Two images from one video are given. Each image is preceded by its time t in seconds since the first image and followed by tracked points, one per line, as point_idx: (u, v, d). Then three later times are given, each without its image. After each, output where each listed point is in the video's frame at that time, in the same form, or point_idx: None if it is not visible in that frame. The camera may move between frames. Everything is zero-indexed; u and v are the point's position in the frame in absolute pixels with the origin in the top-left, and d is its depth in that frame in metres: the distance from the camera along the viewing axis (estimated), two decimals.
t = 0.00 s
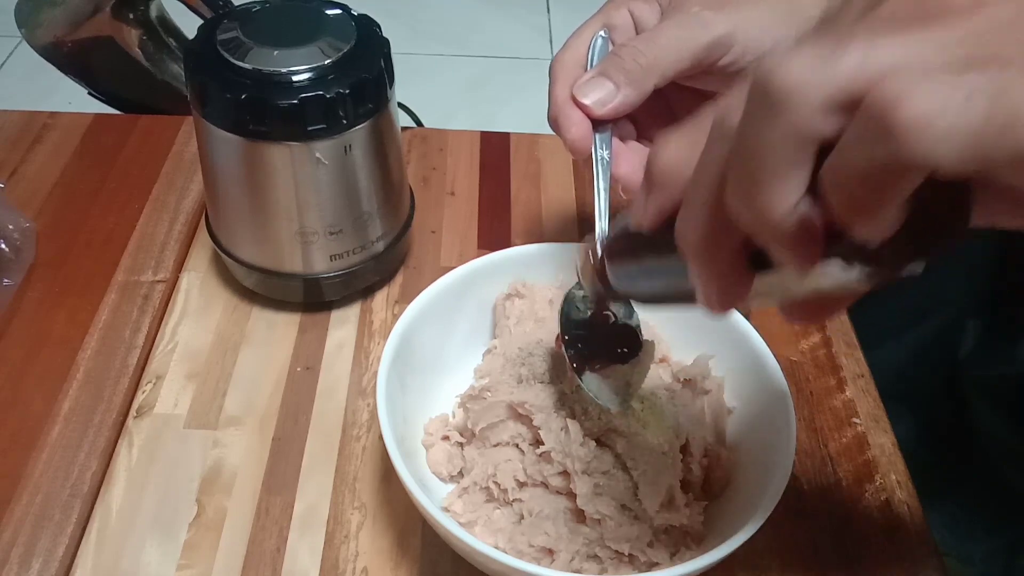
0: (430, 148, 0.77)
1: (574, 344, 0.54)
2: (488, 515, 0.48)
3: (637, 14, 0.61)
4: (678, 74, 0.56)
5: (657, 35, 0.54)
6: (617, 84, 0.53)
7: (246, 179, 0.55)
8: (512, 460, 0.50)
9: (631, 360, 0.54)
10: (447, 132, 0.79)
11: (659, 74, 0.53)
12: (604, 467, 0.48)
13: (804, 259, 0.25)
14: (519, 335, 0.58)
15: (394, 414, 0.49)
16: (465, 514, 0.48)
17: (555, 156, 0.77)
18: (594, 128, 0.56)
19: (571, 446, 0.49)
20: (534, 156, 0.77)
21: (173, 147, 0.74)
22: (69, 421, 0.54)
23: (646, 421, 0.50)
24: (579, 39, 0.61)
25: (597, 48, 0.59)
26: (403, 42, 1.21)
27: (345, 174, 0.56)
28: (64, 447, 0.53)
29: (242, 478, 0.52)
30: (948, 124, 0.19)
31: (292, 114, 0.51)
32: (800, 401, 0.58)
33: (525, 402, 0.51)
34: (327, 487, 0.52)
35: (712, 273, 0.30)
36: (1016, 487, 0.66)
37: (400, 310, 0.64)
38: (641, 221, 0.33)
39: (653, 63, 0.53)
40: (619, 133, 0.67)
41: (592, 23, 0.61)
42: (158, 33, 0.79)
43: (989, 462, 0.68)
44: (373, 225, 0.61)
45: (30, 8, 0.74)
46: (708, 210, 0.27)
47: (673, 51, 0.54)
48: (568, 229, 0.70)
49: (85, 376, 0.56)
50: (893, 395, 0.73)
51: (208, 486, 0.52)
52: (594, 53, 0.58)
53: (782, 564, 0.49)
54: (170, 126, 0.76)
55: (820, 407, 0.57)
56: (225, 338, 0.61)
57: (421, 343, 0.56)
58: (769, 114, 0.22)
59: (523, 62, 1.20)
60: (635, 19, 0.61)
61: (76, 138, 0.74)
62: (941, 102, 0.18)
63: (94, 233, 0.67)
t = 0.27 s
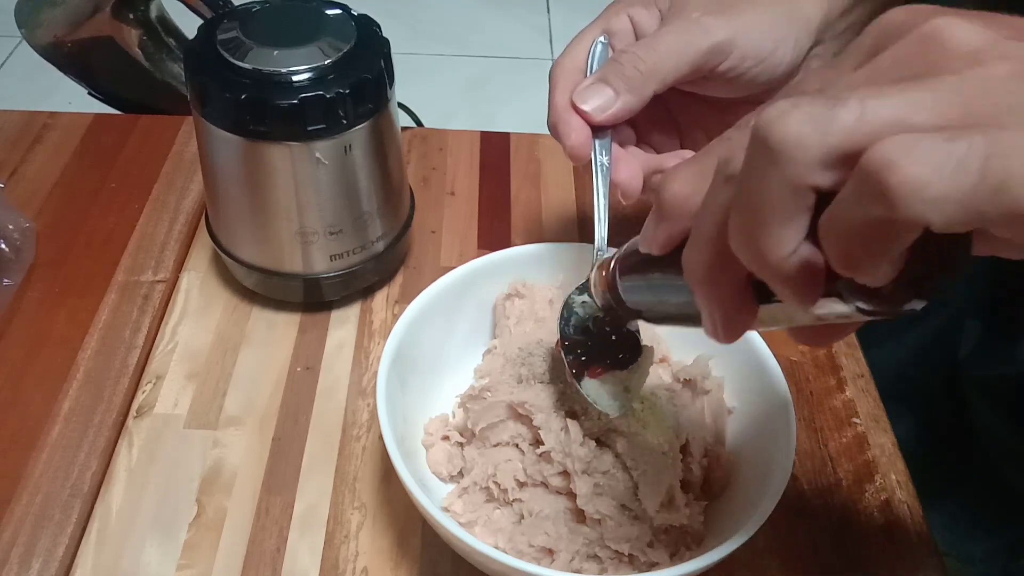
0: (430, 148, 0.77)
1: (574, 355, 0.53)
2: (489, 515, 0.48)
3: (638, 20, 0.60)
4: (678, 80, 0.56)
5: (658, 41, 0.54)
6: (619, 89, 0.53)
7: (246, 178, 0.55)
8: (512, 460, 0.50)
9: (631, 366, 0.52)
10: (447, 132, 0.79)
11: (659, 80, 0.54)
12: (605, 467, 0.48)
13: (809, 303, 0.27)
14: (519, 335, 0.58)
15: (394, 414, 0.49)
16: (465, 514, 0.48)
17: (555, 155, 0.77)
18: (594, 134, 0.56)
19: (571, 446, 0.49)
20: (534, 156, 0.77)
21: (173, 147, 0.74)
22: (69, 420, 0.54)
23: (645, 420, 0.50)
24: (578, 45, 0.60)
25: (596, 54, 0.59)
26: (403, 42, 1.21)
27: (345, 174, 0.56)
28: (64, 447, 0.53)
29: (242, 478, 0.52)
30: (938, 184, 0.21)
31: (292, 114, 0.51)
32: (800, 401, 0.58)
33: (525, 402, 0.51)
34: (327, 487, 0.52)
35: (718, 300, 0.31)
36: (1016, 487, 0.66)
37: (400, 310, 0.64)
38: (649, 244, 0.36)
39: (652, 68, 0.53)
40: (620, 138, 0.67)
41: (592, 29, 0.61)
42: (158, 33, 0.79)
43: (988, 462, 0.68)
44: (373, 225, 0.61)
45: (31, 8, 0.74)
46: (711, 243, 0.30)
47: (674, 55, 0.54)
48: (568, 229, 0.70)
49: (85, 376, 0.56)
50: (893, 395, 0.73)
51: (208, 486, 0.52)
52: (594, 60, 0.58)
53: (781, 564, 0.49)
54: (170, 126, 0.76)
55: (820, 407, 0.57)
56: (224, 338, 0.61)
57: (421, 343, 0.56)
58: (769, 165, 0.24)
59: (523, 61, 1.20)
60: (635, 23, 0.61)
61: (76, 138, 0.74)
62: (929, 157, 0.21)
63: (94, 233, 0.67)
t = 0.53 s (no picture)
0: (430, 149, 0.77)
1: (574, 351, 0.53)
2: (489, 515, 0.48)
3: (638, 18, 0.60)
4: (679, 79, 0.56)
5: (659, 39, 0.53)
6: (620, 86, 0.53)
7: (246, 178, 0.55)
8: (512, 460, 0.50)
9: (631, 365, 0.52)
10: (447, 132, 0.79)
11: (660, 78, 0.53)
12: (605, 467, 0.48)
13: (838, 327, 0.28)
14: (519, 334, 0.58)
15: (394, 414, 0.49)
16: (465, 514, 0.48)
17: (555, 155, 0.77)
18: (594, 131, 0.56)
19: (571, 446, 0.49)
20: (534, 157, 0.77)
21: (173, 147, 0.74)
22: (69, 421, 0.54)
23: (645, 420, 0.50)
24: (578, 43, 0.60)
25: (597, 52, 0.59)
26: (403, 42, 1.21)
27: (345, 174, 0.56)
28: (64, 447, 0.53)
29: (242, 478, 0.52)
30: (982, 233, 0.21)
31: (292, 114, 0.51)
32: (800, 401, 0.58)
33: (525, 402, 0.51)
34: (327, 487, 0.52)
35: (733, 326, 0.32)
36: (1016, 487, 0.66)
37: (400, 310, 0.64)
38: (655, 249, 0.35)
39: (654, 66, 0.52)
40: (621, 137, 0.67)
41: (593, 27, 0.61)
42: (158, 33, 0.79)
43: (988, 462, 0.68)
44: (373, 225, 0.61)
45: (30, 8, 0.74)
46: (739, 271, 0.30)
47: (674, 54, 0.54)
48: (568, 229, 0.70)
49: (84, 376, 0.56)
50: (893, 396, 0.73)
51: (208, 486, 0.52)
52: (595, 57, 0.58)
53: (781, 564, 0.49)
54: (170, 126, 0.76)
55: (820, 407, 0.57)
56: (224, 338, 0.61)
57: (420, 343, 0.56)
58: (806, 197, 0.25)
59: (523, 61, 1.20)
60: (636, 22, 0.61)
61: (76, 138, 0.74)
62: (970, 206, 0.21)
63: (94, 233, 0.67)
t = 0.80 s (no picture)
0: (430, 148, 0.77)
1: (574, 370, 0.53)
2: (489, 516, 0.48)
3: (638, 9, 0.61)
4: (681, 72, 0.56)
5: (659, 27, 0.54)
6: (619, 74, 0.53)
7: (246, 178, 0.55)
8: (512, 460, 0.50)
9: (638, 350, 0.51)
10: (448, 132, 0.79)
11: (659, 66, 0.54)
12: (605, 467, 0.48)
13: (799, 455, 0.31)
14: (520, 334, 0.58)
15: (394, 413, 0.49)
16: (465, 514, 0.48)
17: (555, 155, 0.77)
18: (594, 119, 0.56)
19: (571, 446, 0.49)
20: (534, 156, 0.77)
21: (173, 147, 0.74)
22: (68, 421, 0.54)
23: (645, 420, 0.50)
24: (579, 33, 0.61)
25: (598, 42, 0.59)
26: (403, 42, 1.21)
27: (345, 173, 0.56)
28: (64, 447, 0.53)
29: (242, 478, 0.52)
30: (919, 452, 0.23)
31: (292, 114, 0.51)
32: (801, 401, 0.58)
33: (525, 402, 0.50)
34: (327, 487, 0.52)
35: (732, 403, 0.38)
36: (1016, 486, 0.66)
37: (400, 310, 0.64)
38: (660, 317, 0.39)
39: (653, 54, 0.53)
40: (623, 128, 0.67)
41: (594, 17, 0.62)
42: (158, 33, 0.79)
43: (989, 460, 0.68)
44: (373, 224, 0.61)
45: (30, 8, 0.74)
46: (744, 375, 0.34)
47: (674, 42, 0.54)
48: (569, 228, 0.70)
49: (84, 376, 0.56)
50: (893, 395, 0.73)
51: (208, 486, 0.52)
52: (596, 47, 0.58)
53: (782, 565, 0.49)
54: (170, 126, 0.76)
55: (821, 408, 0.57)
56: (224, 338, 0.61)
57: (421, 343, 0.56)
58: (796, 384, 0.27)
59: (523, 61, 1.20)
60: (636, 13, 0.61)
61: (76, 138, 0.74)
62: (924, 429, 0.22)
63: (95, 233, 0.67)
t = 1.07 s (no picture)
0: (430, 148, 0.77)
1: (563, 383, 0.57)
2: (488, 516, 0.48)
3: None
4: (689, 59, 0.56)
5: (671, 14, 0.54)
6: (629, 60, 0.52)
7: (246, 177, 0.55)
8: (512, 460, 0.50)
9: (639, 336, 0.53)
10: (447, 132, 0.79)
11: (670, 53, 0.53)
12: (605, 467, 0.48)
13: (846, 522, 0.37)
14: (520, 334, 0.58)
15: (394, 413, 0.49)
16: (465, 514, 0.48)
17: (555, 155, 0.77)
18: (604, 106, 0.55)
19: (571, 446, 0.49)
20: (534, 156, 0.77)
21: (172, 147, 0.74)
22: (68, 420, 0.54)
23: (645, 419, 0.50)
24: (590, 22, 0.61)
25: (607, 31, 0.59)
26: (403, 42, 1.21)
27: (344, 173, 0.56)
28: (64, 447, 0.53)
29: (242, 478, 0.52)
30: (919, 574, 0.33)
31: (292, 114, 0.51)
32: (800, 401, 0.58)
33: (525, 402, 0.51)
34: (327, 487, 0.52)
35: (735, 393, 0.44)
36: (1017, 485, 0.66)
37: (399, 309, 0.64)
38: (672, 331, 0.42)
39: (665, 41, 0.53)
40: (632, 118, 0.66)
41: (604, 8, 0.62)
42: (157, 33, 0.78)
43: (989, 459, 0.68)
44: (373, 224, 0.61)
45: (30, 8, 0.74)
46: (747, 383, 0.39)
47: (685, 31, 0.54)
48: (569, 228, 0.70)
49: (84, 376, 0.56)
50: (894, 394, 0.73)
51: (208, 486, 0.52)
52: (606, 35, 0.58)
53: (781, 565, 0.49)
54: (170, 126, 0.76)
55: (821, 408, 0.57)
56: (224, 338, 0.61)
57: (421, 343, 0.56)
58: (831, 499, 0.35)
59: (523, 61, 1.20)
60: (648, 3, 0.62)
61: (76, 138, 0.74)
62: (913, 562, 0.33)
63: (95, 233, 0.67)
